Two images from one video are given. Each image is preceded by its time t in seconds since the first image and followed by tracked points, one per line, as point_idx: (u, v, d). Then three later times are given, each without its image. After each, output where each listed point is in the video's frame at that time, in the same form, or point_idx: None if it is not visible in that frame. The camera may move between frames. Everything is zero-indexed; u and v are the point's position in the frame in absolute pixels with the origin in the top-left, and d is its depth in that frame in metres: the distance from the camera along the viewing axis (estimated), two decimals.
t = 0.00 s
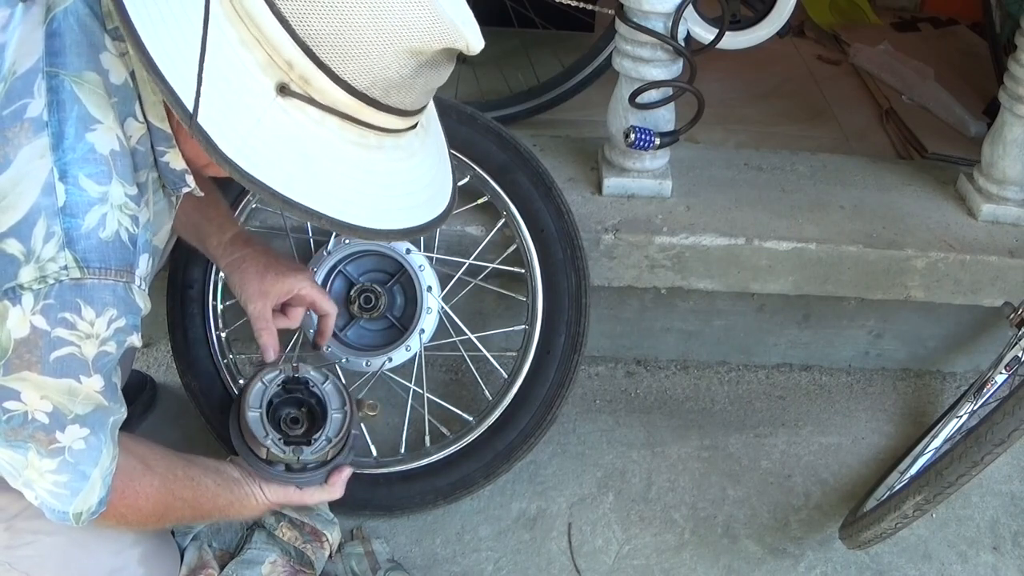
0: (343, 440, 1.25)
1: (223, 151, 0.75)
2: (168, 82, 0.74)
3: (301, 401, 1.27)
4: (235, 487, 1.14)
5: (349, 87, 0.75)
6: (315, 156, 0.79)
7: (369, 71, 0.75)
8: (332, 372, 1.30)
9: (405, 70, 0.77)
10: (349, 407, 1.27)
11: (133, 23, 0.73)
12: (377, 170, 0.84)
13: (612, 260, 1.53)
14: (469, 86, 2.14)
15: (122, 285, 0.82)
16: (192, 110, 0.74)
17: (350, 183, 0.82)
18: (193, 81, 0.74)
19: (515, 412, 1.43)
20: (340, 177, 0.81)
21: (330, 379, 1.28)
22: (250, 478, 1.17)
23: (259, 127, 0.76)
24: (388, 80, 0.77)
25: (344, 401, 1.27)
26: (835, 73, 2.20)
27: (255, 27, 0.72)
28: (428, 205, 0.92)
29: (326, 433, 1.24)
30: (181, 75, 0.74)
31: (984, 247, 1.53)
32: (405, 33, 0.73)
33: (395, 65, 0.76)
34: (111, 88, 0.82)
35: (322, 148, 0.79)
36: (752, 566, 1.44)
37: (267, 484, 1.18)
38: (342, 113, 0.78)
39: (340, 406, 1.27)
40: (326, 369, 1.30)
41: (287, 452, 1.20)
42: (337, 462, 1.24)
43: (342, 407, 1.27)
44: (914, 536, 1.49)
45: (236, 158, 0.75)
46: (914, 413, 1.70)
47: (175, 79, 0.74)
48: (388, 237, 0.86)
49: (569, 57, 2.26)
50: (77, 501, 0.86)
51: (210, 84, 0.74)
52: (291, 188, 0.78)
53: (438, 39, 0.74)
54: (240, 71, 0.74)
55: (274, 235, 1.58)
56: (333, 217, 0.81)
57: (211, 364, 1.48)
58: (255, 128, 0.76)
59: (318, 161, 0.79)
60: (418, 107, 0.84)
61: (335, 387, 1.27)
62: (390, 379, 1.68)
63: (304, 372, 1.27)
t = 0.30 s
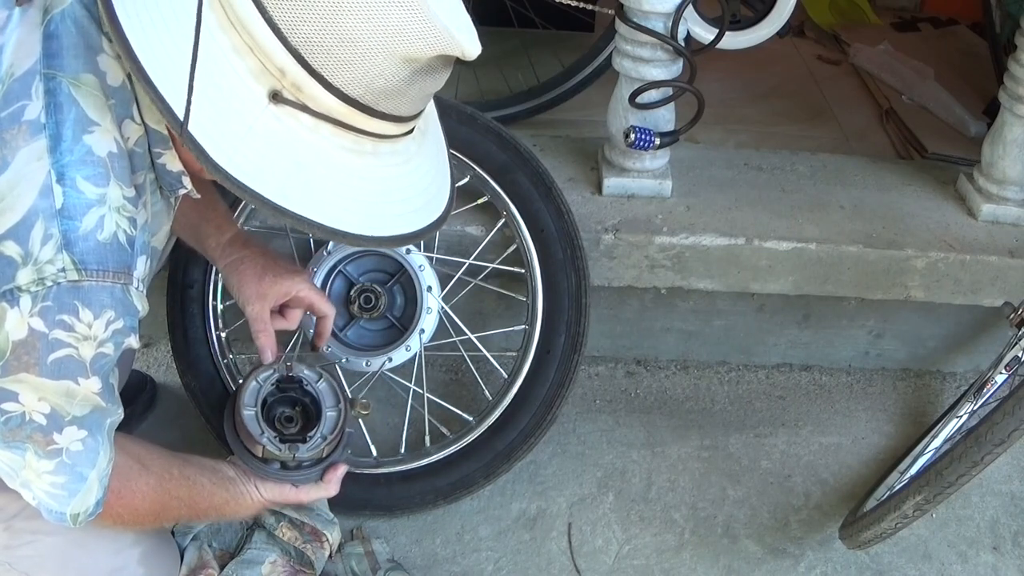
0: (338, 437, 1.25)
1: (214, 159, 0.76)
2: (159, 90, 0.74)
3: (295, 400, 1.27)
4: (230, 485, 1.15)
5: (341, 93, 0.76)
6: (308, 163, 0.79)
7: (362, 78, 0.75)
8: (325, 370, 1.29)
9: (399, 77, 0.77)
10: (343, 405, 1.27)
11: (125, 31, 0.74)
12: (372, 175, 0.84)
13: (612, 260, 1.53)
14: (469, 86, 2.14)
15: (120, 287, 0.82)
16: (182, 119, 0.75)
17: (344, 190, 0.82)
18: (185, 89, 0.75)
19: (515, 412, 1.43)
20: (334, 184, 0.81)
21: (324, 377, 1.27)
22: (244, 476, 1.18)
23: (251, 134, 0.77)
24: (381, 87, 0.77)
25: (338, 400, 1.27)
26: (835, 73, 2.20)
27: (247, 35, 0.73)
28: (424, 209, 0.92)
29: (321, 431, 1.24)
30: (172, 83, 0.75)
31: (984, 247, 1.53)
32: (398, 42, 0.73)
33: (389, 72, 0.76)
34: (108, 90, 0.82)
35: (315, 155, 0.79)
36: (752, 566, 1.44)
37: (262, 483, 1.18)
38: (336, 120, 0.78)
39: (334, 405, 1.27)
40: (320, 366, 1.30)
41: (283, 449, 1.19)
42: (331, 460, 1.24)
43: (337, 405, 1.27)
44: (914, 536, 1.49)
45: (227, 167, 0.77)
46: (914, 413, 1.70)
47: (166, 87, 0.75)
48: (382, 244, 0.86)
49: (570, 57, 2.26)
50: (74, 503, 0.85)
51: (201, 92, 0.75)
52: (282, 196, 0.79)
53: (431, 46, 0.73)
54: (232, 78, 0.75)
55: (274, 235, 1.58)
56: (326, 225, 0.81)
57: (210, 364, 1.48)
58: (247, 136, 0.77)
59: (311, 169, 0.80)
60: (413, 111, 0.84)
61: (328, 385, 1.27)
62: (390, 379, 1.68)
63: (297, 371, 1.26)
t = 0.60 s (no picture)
0: (342, 434, 1.25)
1: (222, 189, 0.77)
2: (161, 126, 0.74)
3: (298, 401, 1.27)
4: (233, 486, 1.15)
5: (341, 109, 0.76)
6: (313, 177, 0.80)
7: (361, 94, 0.75)
8: (327, 372, 1.31)
9: (398, 89, 0.77)
10: (346, 403, 1.28)
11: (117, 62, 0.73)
12: (379, 179, 0.84)
13: (612, 260, 1.53)
14: (469, 86, 2.14)
15: (119, 283, 0.82)
16: (187, 154, 0.75)
17: (351, 198, 0.83)
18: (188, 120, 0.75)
19: (515, 412, 1.43)
20: (341, 195, 0.82)
21: (326, 377, 1.29)
22: (249, 477, 1.18)
23: (255, 157, 0.78)
24: (381, 100, 0.77)
25: (341, 398, 1.28)
26: (835, 73, 2.20)
27: (244, 59, 0.74)
28: (430, 203, 0.92)
29: (326, 427, 1.24)
30: (174, 115, 0.75)
31: (984, 247, 1.53)
32: (394, 57, 0.72)
33: (389, 86, 0.75)
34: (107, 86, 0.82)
35: (319, 167, 0.80)
36: (752, 566, 1.44)
37: (267, 481, 1.18)
38: (339, 133, 0.79)
39: (338, 402, 1.27)
40: (321, 368, 1.32)
41: (289, 444, 1.19)
42: (336, 456, 1.24)
43: (340, 403, 1.27)
44: (914, 536, 1.49)
45: (235, 194, 0.77)
46: (913, 413, 1.70)
47: (168, 122, 0.75)
48: (392, 245, 0.87)
49: (569, 57, 2.26)
50: (73, 504, 0.85)
51: (203, 122, 0.75)
52: (290, 215, 0.80)
53: (429, 58, 0.73)
54: (232, 105, 0.76)
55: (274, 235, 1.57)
56: (336, 236, 0.82)
57: (210, 365, 1.48)
58: (251, 159, 0.78)
59: (317, 182, 0.80)
60: (412, 112, 0.83)
61: (331, 385, 1.29)
62: (390, 379, 1.68)
63: (301, 370, 1.28)
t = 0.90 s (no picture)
0: (343, 430, 1.26)
1: (232, 191, 0.77)
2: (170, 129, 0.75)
3: (299, 397, 1.28)
4: (234, 481, 1.15)
5: (347, 110, 0.76)
6: (321, 175, 0.80)
7: (368, 93, 0.76)
8: (328, 368, 1.32)
9: (403, 86, 0.77)
10: (348, 398, 1.28)
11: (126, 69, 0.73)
12: (383, 175, 0.85)
13: (612, 260, 1.53)
14: (469, 86, 2.14)
15: (123, 282, 0.82)
16: (198, 157, 0.75)
17: (357, 195, 0.83)
18: (197, 123, 0.75)
19: (515, 412, 1.43)
20: (348, 193, 0.82)
21: (328, 373, 1.30)
22: (250, 472, 1.17)
23: (264, 158, 0.78)
24: (386, 98, 0.77)
25: (342, 394, 1.29)
26: (835, 73, 2.20)
27: (251, 62, 0.74)
28: (432, 196, 0.92)
29: (328, 423, 1.24)
30: (183, 119, 0.75)
31: (984, 247, 1.53)
32: (400, 57, 0.73)
33: (394, 84, 0.76)
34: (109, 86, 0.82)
35: (326, 165, 0.80)
36: (752, 566, 1.44)
37: (268, 476, 1.17)
38: (345, 132, 0.79)
39: (339, 399, 1.28)
40: (322, 364, 1.32)
41: (291, 439, 1.19)
42: (336, 451, 1.24)
43: (341, 399, 1.28)
44: (914, 536, 1.49)
45: (245, 196, 0.78)
46: (913, 413, 1.70)
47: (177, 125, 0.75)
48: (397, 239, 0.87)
49: (570, 57, 2.26)
50: (76, 501, 0.85)
51: (212, 125, 0.76)
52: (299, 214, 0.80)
53: (434, 56, 0.74)
54: (241, 107, 0.76)
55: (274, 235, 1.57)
56: (344, 233, 0.82)
57: (210, 365, 1.48)
58: (260, 160, 0.78)
59: (324, 180, 0.80)
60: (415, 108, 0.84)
61: (333, 381, 1.29)
62: (390, 379, 1.68)
63: (302, 366, 1.28)
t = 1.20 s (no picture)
0: (340, 429, 1.24)
1: (239, 189, 0.77)
2: (175, 129, 0.75)
3: (296, 396, 1.27)
4: (233, 480, 1.15)
5: (351, 106, 0.76)
6: (324, 172, 0.80)
7: (370, 90, 0.75)
8: (325, 367, 1.31)
9: (406, 83, 0.77)
10: (345, 397, 1.27)
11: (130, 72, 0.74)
12: (384, 170, 0.84)
13: (612, 260, 1.53)
14: (469, 86, 2.14)
15: (123, 281, 0.82)
16: (204, 157, 0.75)
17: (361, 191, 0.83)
18: (202, 123, 0.76)
19: (515, 412, 1.43)
20: (352, 189, 0.82)
21: (325, 372, 1.29)
22: (247, 471, 1.17)
23: (268, 156, 0.78)
24: (389, 95, 0.77)
25: (340, 393, 1.28)
26: (835, 73, 2.20)
27: (254, 61, 0.74)
28: (432, 190, 0.92)
29: (324, 422, 1.23)
30: (187, 119, 0.76)
31: (984, 247, 1.53)
32: (401, 53, 0.72)
33: (397, 81, 0.75)
34: (109, 86, 0.82)
35: (330, 162, 0.80)
36: (752, 566, 1.44)
37: (265, 475, 1.18)
38: (348, 128, 0.79)
39: (336, 398, 1.27)
40: (320, 364, 1.32)
41: (287, 438, 1.18)
42: (334, 451, 1.23)
43: (339, 398, 1.27)
44: (914, 536, 1.49)
45: (251, 194, 0.77)
46: (913, 413, 1.70)
47: (183, 125, 0.75)
48: (399, 233, 0.87)
49: (569, 57, 2.26)
50: (75, 501, 0.85)
51: (216, 124, 0.76)
52: (305, 210, 0.80)
53: (434, 51, 0.73)
54: (245, 106, 0.76)
55: (274, 235, 1.56)
56: (349, 228, 0.82)
57: (210, 365, 1.48)
58: (265, 158, 0.78)
59: (328, 176, 0.80)
60: (416, 103, 0.83)
61: (330, 380, 1.29)
62: (390, 379, 1.68)
63: (299, 365, 1.28)
